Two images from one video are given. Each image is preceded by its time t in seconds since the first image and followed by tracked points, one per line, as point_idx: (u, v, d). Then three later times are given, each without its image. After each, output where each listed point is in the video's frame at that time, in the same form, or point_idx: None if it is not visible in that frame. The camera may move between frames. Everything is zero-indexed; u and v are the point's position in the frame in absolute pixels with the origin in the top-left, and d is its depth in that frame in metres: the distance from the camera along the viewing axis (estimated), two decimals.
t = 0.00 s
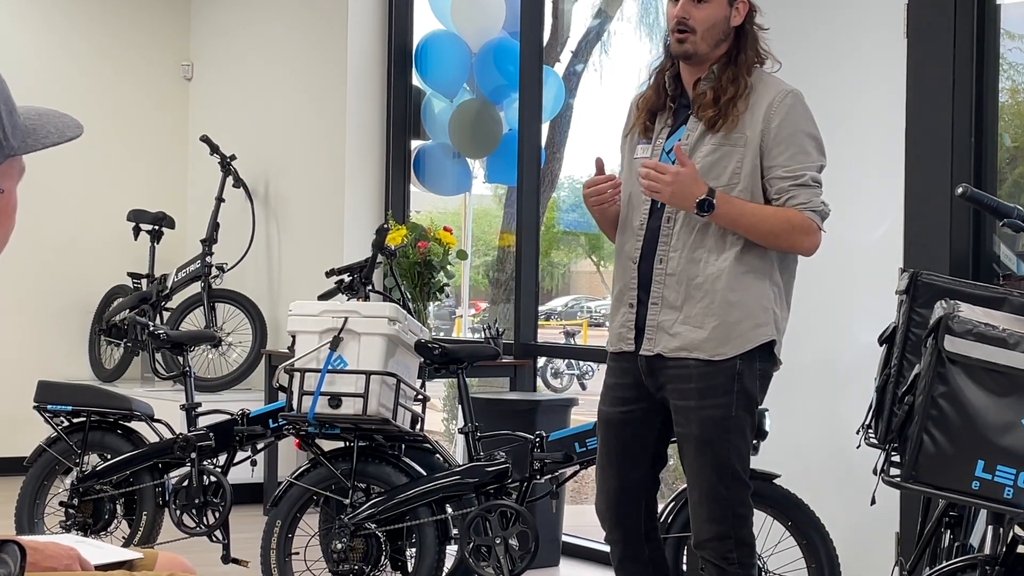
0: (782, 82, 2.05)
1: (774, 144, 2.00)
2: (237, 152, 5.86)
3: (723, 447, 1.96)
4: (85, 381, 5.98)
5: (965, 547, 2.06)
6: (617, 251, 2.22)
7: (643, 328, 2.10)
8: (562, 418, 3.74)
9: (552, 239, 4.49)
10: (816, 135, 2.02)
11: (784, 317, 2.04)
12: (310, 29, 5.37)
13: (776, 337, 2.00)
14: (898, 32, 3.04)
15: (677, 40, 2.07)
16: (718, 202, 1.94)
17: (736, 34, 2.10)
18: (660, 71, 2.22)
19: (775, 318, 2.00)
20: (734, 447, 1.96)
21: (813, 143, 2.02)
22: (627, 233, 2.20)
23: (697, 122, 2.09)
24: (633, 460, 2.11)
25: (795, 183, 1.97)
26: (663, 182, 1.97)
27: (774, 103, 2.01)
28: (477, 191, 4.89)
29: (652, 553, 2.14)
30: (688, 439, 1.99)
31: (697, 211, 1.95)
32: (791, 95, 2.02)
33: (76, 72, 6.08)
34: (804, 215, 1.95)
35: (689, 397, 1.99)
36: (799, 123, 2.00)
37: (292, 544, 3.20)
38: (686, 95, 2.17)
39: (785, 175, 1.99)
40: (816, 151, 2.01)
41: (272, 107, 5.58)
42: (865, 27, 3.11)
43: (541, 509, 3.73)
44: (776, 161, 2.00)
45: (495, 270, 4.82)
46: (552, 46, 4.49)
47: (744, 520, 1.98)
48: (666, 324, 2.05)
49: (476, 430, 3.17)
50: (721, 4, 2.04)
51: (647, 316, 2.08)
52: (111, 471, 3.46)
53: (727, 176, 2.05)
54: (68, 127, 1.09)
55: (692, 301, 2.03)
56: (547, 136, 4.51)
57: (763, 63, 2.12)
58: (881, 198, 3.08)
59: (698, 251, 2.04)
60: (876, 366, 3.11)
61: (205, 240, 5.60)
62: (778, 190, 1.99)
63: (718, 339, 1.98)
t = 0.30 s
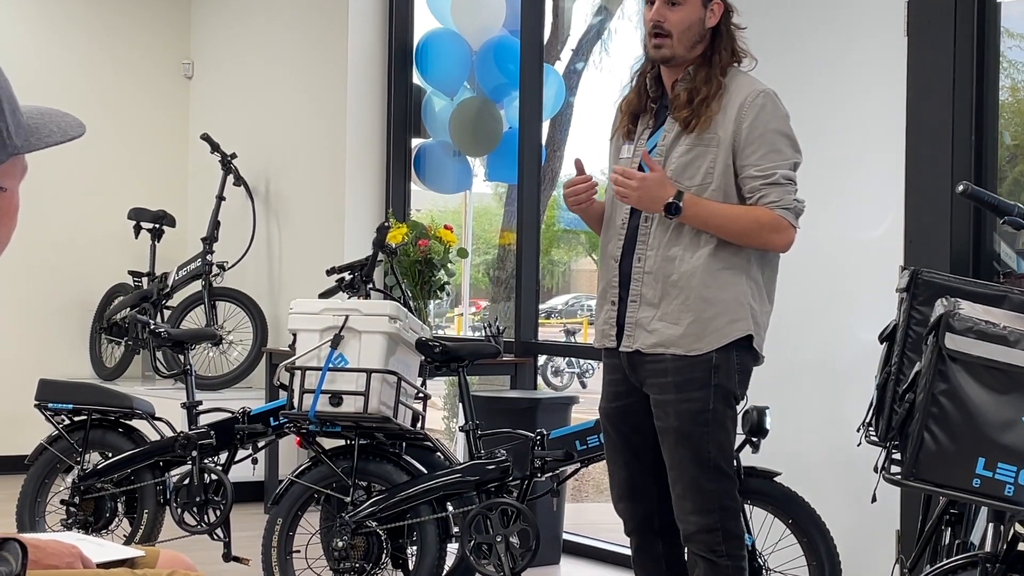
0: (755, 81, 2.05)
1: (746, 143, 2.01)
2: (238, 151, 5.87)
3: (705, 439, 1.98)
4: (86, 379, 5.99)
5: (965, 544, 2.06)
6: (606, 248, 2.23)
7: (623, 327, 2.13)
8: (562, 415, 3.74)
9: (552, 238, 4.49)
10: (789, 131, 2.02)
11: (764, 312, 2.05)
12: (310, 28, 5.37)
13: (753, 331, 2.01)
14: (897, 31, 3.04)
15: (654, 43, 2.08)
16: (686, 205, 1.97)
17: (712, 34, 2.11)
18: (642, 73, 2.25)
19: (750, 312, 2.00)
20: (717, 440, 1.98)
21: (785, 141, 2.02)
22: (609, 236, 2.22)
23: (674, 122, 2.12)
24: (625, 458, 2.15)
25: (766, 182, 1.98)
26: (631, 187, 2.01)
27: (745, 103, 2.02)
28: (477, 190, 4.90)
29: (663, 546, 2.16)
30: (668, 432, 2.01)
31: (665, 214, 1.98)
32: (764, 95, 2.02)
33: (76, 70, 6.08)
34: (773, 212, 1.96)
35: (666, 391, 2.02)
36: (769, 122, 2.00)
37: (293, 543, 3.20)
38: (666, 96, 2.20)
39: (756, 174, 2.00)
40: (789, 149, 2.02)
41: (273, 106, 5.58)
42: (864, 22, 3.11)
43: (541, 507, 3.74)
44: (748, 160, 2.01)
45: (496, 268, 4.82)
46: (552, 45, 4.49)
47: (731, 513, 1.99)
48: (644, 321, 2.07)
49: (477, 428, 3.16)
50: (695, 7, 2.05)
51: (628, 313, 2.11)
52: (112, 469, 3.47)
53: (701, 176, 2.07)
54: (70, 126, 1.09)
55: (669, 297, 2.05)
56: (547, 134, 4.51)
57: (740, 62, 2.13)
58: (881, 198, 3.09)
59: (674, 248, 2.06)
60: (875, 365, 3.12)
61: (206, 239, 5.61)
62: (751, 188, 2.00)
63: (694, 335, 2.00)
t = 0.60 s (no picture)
0: (727, 82, 2.08)
1: (717, 142, 2.04)
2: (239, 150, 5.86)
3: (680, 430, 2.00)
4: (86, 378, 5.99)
5: (963, 543, 2.06)
6: (599, 247, 2.22)
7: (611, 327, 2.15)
8: (562, 414, 3.74)
9: (552, 237, 4.50)
10: (760, 127, 2.03)
11: (748, 307, 2.07)
12: (310, 27, 5.37)
13: (736, 325, 2.03)
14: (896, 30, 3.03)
15: (625, 50, 2.13)
16: (654, 202, 2.03)
17: (684, 38, 2.15)
18: (624, 83, 2.30)
19: (732, 307, 2.02)
20: (696, 432, 2.00)
21: (758, 138, 2.03)
22: (597, 236, 2.24)
23: (651, 126, 2.15)
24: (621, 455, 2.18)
25: (735, 178, 2.00)
26: (603, 187, 2.09)
27: (716, 102, 2.05)
28: (477, 188, 4.90)
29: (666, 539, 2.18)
30: (650, 426, 2.03)
31: (636, 211, 2.05)
32: (734, 94, 2.04)
33: (76, 69, 6.07)
34: (740, 207, 1.98)
35: (648, 387, 2.04)
36: (740, 119, 2.02)
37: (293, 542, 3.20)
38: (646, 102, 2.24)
39: (726, 170, 2.01)
40: (761, 145, 2.03)
41: (273, 105, 5.59)
42: (862, 21, 3.12)
43: (541, 506, 3.74)
44: (719, 157, 2.03)
45: (496, 267, 4.82)
46: (551, 44, 4.49)
47: (710, 506, 2.01)
48: (629, 319, 2.10)
49: (477, 427, 3.16)
50: (661, 12, 2.10)
51: (613, 313, 2.13)
52: (112, 468, 3.47)
53: (676, 176, 2.10)
54: (70, 127, 1.09)
55: (651, 295, 2.08)
56: (548, 134, 4.50)
57: (716, 65, 2.17)
58: (879, 198, 3.11)
59: (646, 251, 2.10)
60: (875, 363, 3.12)
61: (205, 238, 5.61)
62: (721, 184, 2.03)
63: (676, 329, 2.02)
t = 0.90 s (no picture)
0: (708, 80, 2.11)
1: (699, 138, 2.06)
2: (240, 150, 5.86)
3: (635, 422, 2.03)
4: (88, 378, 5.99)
5: (965, 542, 2.06)
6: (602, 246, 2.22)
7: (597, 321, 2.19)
8: (564, 414, 3.74)
9: (553, 236, 4.50)
10: (742, 123, 2.05)
11: (739, 305, 2.08)
12: (311, 27, 5.37)
13: (720, 319, 2.04)
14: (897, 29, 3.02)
15: (610, 48, 2.18)
16: (639, 200, 2.07)
17: (671, 39, 2.18)
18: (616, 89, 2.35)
19: (716, 301, 2.04)
20: (651, 430, 2.02)
21: (739, 132, 2.05)
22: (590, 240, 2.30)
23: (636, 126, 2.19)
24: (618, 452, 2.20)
25: (716, 172, 2.02)
26: (592, 191, 2.13)
27: (697, 99, 2.08)
28: (479, 188, 4.90)
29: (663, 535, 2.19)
30: (611, 413, 2.08)
31: (623, 211, 2.09)
32: (715, 91, 2.07)
33: (77, 69, 6.08)
34: (721, 200, 2.00)
35: (617, 376, 2.09)
36: (720, 115, 2.05)
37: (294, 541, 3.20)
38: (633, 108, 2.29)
39: (708, 165, 2.03)
40: (742, 140, 2.05)
41: (274, 105, 5.59)
42: (864, 19, 3.09)
43: (542, 505, 3.74)
44: (701, 152, 2.06)
45: (497, 267, 4.81)
46: (553, 44, 4.49)
47: (650, 502, 2.02)
48: (615, 314, 2.13)
49: (478, 427, 3.16)
50: (646, 12, 2.14)
51: (602, 309, 2.17)
52: (113, 468, 3.47)
53: (661, 173, 2.13)
54: (73, 129, 1.09)
55: (639, 292, 2.11)
56: (550, 133, 4.50)
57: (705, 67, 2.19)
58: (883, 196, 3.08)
59: (635, 249, 2.13)
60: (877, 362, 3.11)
61: (206, 238, 5.62)
62: (704, 179, 2.05)
63: (659, 323, 2.04)
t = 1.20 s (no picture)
0: (699, 80, 2.11)
1: (686, 136, 2.06)
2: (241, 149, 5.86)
3: (602, 411, 2.04)
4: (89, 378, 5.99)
5: (966, 542, 2.05)
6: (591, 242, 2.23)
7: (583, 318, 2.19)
8: (565, 414, 3.74)
9: (554, 236, 4.50)
10: (729, 123, 2.05)
11: (722, 301, 2.08)
12: (313, 26, 5.37)
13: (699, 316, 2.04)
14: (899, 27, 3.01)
15: (607, 50, 2.18)
16: (625, 198, 2.06)
17: (667, 42, 2.18)
18: (612, 90, 2.35)
19: (699, 298, 2.04)
20: (614, 423, 2.03)
21: (726, 132, 2.04)
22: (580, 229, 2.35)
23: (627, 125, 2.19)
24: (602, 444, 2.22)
25: (702, 170, 2.01)
26: (578, 188, 2.11)
27: (686, 99, 2.08)
28: (481, 188, 4.90)
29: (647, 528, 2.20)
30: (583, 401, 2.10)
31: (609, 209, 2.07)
32: (704, 90, 2.07)
33: (78, 69, 6.08)
34: (706, 198, 1.99)
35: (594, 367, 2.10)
36: (707, 114, 2.04)
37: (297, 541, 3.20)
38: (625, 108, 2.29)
39: (694, 164, 2.03)
40: (729, 139, 2.04)
41: (276, 104, 5.58)
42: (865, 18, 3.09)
43: (543, 505, 3.74)
44: (688, 151, 2.05)
45: (498, 267, 4.81)
46: (554, 43, 4.49)
47: (601, 495, 2.03)
48: (601, 310, 2.13)
49: (479, 427, 3.16)
50: (644, 15, 2.13)
51: (589, 305, 2.17)
52: (114, 468, 3.47)
53: (648, 172, 2.13)
54: (76, 131, 1.09)
55: (626, 288, 2.11)
56: (551, 132, 4.51)
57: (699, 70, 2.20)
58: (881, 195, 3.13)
59: (623, 246, 2.13)
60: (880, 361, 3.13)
61: (208, 238, 5.62)
62: (690, 178, 2.04)
63: (641, 319, 2.04)
